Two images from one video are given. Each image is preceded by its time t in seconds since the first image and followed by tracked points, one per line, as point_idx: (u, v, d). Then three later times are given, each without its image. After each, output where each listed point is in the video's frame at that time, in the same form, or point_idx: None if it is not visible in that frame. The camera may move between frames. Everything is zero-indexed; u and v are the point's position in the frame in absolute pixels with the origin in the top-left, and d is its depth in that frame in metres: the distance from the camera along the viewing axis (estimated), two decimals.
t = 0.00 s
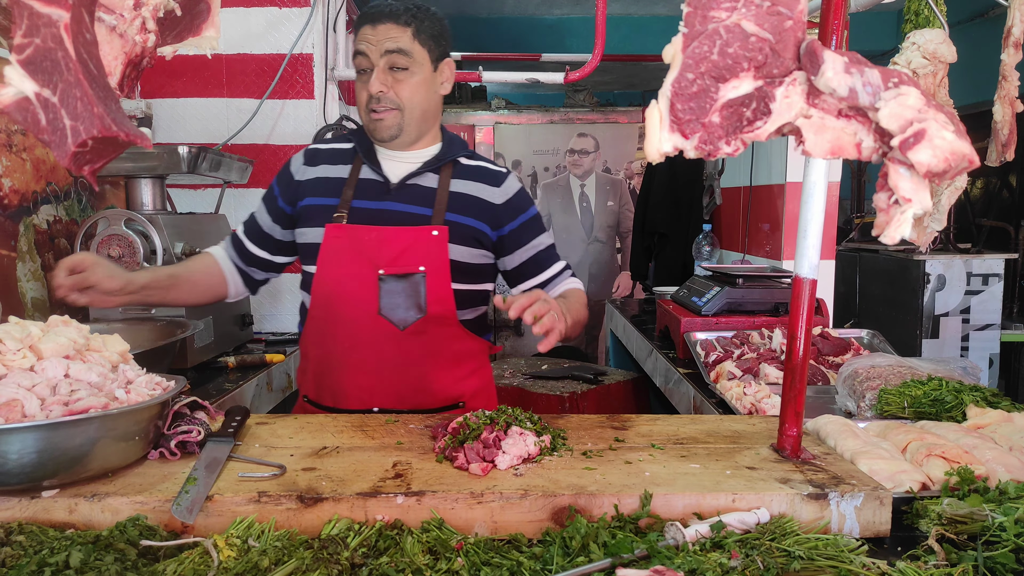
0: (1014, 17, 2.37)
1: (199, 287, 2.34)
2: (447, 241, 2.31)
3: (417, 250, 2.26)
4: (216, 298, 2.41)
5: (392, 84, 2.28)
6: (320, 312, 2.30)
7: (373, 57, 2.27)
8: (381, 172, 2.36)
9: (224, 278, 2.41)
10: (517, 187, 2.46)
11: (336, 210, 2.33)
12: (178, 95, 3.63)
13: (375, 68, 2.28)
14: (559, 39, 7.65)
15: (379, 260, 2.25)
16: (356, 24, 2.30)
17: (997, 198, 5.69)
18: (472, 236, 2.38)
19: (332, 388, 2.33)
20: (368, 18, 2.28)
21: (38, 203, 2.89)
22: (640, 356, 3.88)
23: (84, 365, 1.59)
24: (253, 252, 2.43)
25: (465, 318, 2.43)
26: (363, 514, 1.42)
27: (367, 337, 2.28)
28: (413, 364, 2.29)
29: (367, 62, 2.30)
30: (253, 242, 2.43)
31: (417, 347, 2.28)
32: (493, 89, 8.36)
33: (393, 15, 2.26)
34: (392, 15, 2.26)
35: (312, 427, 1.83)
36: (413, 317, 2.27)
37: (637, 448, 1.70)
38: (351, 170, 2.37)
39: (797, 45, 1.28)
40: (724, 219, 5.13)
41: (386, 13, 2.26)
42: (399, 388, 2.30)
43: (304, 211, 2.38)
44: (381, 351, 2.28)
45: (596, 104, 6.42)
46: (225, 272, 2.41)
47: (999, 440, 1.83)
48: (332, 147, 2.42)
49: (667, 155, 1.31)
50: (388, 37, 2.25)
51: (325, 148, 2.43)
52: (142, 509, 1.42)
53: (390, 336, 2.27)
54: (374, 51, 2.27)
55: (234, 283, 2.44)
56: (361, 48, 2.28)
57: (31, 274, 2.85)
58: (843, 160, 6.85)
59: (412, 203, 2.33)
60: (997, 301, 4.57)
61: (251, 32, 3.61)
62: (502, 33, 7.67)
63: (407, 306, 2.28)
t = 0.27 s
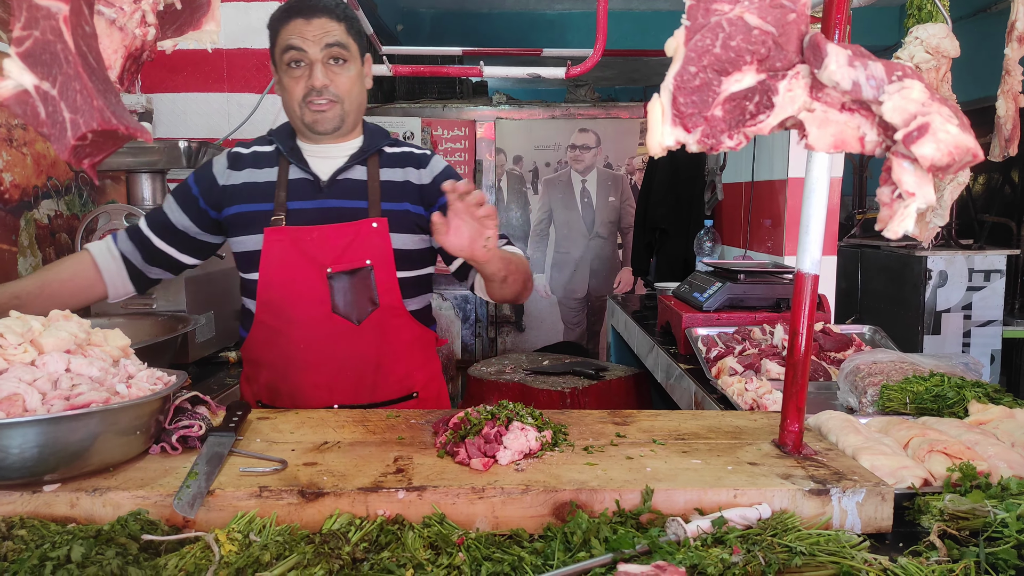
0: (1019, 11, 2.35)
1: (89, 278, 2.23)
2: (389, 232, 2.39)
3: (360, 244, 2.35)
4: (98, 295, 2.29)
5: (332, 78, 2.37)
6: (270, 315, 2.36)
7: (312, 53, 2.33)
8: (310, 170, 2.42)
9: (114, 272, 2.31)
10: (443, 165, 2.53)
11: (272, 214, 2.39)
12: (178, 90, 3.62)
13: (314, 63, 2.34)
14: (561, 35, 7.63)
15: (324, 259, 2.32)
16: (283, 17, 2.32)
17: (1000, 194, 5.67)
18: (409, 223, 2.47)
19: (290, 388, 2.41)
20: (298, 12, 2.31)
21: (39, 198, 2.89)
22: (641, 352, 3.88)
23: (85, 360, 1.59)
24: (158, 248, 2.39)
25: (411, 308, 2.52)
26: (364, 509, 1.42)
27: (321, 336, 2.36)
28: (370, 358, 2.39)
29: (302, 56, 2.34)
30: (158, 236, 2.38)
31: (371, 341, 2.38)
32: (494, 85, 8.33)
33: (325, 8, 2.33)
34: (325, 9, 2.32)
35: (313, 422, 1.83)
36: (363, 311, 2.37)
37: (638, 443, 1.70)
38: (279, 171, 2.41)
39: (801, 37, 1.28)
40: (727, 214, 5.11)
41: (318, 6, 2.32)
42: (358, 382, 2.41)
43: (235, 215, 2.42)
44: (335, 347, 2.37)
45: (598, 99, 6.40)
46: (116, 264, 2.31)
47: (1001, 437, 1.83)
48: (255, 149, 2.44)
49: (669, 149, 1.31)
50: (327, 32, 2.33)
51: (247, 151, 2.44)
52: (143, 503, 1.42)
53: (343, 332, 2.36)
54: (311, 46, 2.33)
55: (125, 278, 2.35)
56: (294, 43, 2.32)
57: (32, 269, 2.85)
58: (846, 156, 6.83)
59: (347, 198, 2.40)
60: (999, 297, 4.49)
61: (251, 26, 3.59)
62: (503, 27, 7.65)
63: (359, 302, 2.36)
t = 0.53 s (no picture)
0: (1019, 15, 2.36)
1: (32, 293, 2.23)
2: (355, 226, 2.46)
3: (331, 241, 2.40)
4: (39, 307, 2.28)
5: (281, 75, 2.41)
6: (251, 324, 2.37)
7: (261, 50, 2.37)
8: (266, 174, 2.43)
9: (51, 287, 2.29)
10: (400, 160, 2.65)
11: (236, 224, 2.40)
12: (180, 93, 3.63)
13: (262, 60, 2.38)
14: (561, 38, 7.64)
15: (298, 261, 2.34)
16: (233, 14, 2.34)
17: (1000, 197, 5.68)
18: (375, 215, 2.56)
19: (280, 394, 2.43)
20: (248, 11, 2.35)
21: (41, 201, 2.89)
22: (642, 355, 3.88)
23: (86, 363, 1.58)
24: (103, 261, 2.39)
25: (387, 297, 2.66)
26: (364, 512, 1.42)
27: (306, 337, 2.39)
28: (356, 353, 2.45)
29: (250, 53, 2.37)
30: (103, 249, 2.37)
31: (355, 335, 2.44)
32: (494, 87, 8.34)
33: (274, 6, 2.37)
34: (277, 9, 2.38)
35: (314, 425, 1.83)
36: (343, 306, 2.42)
37: (638, 447, 1.69)
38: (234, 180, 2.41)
39: (802, 41, 1.28)
40: (728, 217, 5.11)
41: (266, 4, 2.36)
42: (348, 378, 2.46)
43: (195, 227, 2.42)
44: (320, 346, 2.41)
45: (599, 102, 6.41)
46: (55, 278, 2.29)
47: (1002, 440, 1.83)
48: (202, 160, 2.44)
49: (671, 152, 1.30)
50: (276, 31, 2.37)
51: (195, 162, 2.43)
52: (144, 506, 1.42)
53: (328, 330, 2.41)
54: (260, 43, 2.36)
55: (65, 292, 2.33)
56: (243, 39, 2.35)
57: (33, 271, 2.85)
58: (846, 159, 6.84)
59: (309, 198, 2.45)
60: (1000, 300, 4.56)
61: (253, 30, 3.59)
62: (504, 31, 7.66)
63: (337, 299, 2.41)
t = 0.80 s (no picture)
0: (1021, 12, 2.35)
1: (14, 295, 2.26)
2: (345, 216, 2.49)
3: (323, 233, 2.42)
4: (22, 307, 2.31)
5: (274, 70, 2.55)
6: (249, 322, 2.37)
7: (256, 44, 2.50)
8: (251, 171, 2.45)
9: (32, 291, 2.32)
10: (383, 149, 2.70)
11: (224, 221, 2.40)
12: (180, 90, 3.62)
13: (257, 54, 2.51)
14: (562, 35, 7.63)
15: (291, 255, 2.37)
16: (227, 7, 2.45)
17: (1001, 195, 5.67)
18: (364, 204, 2.60)
19: (283, 391, 2.43)
20: (243, 5, 2.47)
21: (40, 198, 2.89)
22: (642, 353, 3.88)
23: (85, 360, 1.58)
24: (86, 266, 2.40)
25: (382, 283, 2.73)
26: (364, 509, 1.42)
27: (305, 332, 2.40)
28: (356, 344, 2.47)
29: (244, 47, 2.50)
30: (85, 253, 2.39)
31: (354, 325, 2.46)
32: (494, 85, 8.34)
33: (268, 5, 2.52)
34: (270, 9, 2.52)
35: (314, 422, 1.83)
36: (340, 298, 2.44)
37: (638, 444, 1.69)
38: (218, 179, 2.42)
39: (803, 37, 1.28)
40: (728, 215, 5.11)
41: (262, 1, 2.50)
42: (349, 370, 2.48)
43: (180, 225, 2.42)
44: (319, 341, 2.42)
45: (599, 100, 6.40)
46: (34, 282, 2.33)
47: (1003, 437, 1.82)
48: (185, 161, 2.44)
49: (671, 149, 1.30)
50: (271, 27, 2.52)
51: (178, 164, 2.44)
52: (144, 503, 1.42)
53: (326, 323, 2.42)
54: (256, 37, 2.50)
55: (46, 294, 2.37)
56: (239, 33, 2.47)
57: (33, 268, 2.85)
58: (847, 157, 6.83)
59: (295, 190, 2.48)
60: (1000, 299, 4.53)
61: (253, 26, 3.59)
62: (505, 28, 7.65)
63: (332, 291, 2.44)
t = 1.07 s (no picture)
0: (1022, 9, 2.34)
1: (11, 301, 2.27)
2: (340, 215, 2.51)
3: (319, 232, 2.43)
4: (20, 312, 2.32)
5: (268, 74, 2.54)
6: (247, 323, 2.38)
7: (252, 46, 2.49)
8: (245, 171, 2.45)
9: (29, 297, 2.33)
10: (376, 148, 2.72)
11: (219, 223, 2.41)
12: (180, 90, 3.63)
13: (252, 56, 2.50)
14: (563, 34, 7.63)
15: (288, 254, 2.37)
16: (225, 6, 2.43)
17: (1003, 193, 5.66)
18: (359, 203, 2.61)
19: (283, 391, 2.43)
20: (242, 6, 2.46)
21: (42, 198, 2.89)
22: (643, 352, 3.88)
23: (87, 360, 1.59)
24: (80, 271, 2.41)
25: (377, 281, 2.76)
26: (365, 509, 1.42)
27: (304, 331, 2.41)
28: (355, 342, 2.48)
29: (240, 48, 2.48)
30: (79, 259, 2.39)
31: (352, 324, 2.47)
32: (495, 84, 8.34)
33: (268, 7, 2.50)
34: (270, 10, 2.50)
35: (315, 421, 1.83)
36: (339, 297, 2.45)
37: (639, 443, 1.69)
38: (212, 180, 2.42)
39: (802, 36, 1.28)
40: (729, 213, 5.10)
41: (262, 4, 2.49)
42: (348, 368, 2.49)
43: (175, 229, 2.42)
44: (318, 339, 2.43)
45: (600, 98, 6.40)
46: (30, 289, 2.33)
47: (1004, 436, 1.82)
48: (177, 163, 2.44)
49: (670, 148, 1.30)
50: (269, 30, 2.50)
51: (171, 167, 2.43)
52: (145, 502, 1.42)
53: (325, 321, 2.43)
54: (254, 40, 2.48)
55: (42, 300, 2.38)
56: (236, 33, 2.46)
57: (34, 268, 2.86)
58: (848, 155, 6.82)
59: (289, 190, 2.49)
60: (1002, 296, 4.54)
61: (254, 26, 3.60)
62: (505, 26, 7.65)
63: (330, 290, 2.44)
